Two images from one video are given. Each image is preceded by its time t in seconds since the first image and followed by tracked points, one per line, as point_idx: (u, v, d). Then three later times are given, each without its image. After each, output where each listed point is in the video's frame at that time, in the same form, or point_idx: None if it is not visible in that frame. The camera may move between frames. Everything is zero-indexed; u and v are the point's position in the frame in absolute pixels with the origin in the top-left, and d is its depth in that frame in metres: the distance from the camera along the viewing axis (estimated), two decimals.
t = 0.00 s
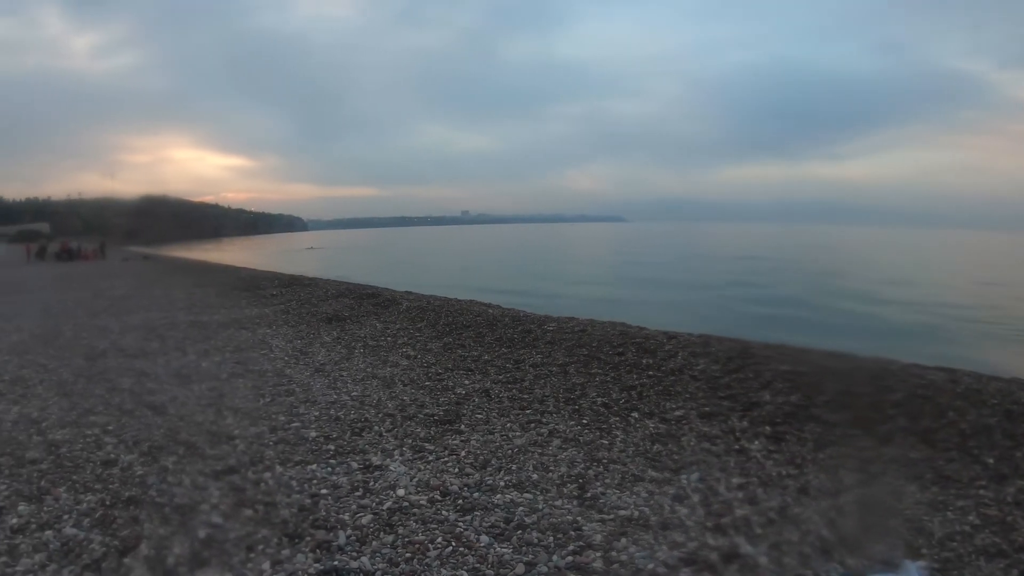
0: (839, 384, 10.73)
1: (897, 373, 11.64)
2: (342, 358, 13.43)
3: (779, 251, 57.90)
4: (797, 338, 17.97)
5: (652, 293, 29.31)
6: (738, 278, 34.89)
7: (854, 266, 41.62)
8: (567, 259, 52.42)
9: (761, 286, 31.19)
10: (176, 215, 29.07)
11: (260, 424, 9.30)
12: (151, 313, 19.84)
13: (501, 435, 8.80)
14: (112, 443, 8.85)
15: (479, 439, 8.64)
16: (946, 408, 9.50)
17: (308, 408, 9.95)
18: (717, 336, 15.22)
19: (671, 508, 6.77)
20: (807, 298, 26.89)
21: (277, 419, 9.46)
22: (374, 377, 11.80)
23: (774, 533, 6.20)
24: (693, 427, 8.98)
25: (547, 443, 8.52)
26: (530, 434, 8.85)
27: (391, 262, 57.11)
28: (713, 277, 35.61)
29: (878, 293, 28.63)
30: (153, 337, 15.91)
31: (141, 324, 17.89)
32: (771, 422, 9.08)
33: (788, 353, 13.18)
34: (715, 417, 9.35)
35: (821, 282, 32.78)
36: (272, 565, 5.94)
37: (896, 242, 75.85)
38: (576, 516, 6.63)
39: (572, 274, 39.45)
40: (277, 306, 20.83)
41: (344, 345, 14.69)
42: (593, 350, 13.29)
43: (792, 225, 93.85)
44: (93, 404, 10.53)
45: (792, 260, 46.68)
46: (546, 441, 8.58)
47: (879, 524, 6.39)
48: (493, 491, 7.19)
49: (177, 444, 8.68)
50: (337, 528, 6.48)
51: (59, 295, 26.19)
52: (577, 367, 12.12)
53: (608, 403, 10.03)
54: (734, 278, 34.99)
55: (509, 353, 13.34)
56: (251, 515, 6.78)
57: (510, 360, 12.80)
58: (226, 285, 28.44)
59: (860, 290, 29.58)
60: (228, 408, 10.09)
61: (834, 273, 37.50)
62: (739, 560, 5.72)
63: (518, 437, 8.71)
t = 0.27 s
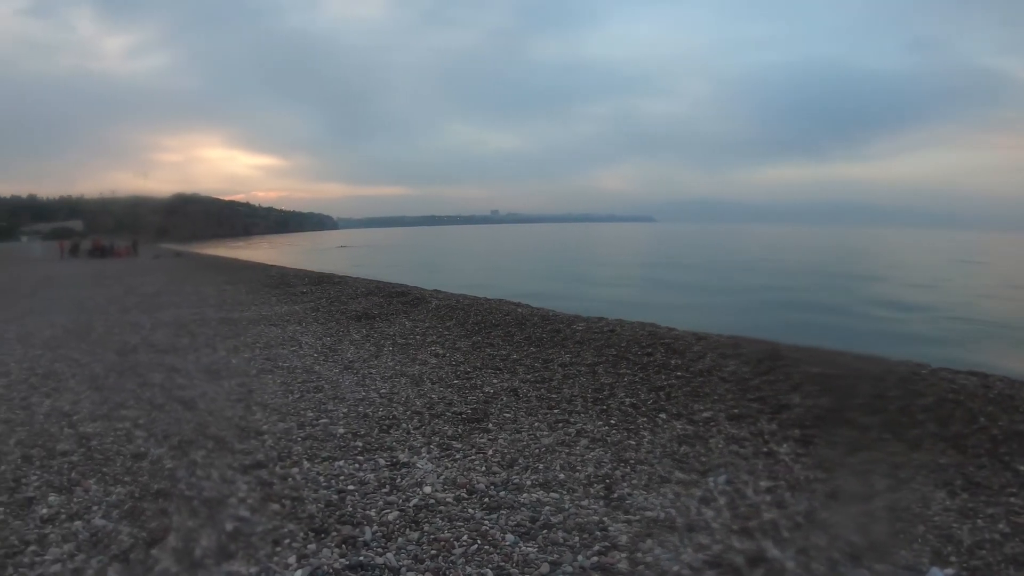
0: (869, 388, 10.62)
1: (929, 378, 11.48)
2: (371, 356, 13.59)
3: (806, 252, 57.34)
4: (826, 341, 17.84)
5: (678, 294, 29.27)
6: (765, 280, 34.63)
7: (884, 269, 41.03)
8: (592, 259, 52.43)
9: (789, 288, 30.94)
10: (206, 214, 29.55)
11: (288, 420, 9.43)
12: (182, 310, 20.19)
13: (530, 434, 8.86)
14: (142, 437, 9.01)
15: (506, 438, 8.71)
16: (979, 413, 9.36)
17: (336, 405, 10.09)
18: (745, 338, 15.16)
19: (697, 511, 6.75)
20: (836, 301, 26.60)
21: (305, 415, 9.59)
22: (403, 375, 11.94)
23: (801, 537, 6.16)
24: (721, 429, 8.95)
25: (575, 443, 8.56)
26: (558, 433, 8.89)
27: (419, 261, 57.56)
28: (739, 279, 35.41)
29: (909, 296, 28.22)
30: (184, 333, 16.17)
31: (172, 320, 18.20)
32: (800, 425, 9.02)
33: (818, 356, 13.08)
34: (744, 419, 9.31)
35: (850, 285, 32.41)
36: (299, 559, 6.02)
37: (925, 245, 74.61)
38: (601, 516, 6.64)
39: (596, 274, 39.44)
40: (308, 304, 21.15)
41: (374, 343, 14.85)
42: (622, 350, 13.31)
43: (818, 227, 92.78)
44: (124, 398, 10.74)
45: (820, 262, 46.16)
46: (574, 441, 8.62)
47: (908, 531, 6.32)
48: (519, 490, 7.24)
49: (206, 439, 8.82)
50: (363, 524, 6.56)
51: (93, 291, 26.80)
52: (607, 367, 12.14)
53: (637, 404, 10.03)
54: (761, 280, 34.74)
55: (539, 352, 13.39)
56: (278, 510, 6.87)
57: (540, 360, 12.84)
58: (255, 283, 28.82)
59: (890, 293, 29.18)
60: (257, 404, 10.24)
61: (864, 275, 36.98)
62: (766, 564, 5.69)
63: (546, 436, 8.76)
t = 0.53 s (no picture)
0: (900, 389, 10.50)
1: (964, 380, 11.29)
2: (401, 353, 13.70)
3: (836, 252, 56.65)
4: (858, 343, 17.63)
5: (706, 293, 29.16)
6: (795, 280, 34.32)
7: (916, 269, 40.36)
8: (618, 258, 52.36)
9: (819, 288, 30.61)
10: (237, 212, 30.01)
11: (319, 415, 9.56)
12: (214, 306, 20.52)
13: (560, 432, 8.89)
14: (175, 431, 9.19)
15: (536, 436, 8.74)
16: (1014, 417, 9.18)
17: (367, 401, 10.21)
18: (775, 338, 15.05)
19: (726, 512, 6.71)
20: (868, 303, 26.11)
21: (335, 411, 9.71)
22: (434, 372, 12.04)
23: (831, 541, 6.10)
24: (751, 430, 8.88)
25: (604, 442, 8.57)
26: (588, 432, 8.91)
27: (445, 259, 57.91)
28: (767, 278, 35.11)
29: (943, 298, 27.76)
30: (215, 330, 16.43)
31: (204, 316, 18.51)
32: (830, 427, 8.94)
33: (849, 357, 12.95)
34: (774, 420, 9.24)
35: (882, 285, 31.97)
36: (327, 553, 6.10)
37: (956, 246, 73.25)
38: (630, 516, 6.64)
39: (622, 273, 39.33)
40: (339, 301, 21.40)
41: (404, 340, 14.97)
42: (652, 349, 13.30)
43: (845, 227, 91.39)
44: (156, 393, 10.94)
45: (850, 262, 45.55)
46: (603, 440, 8.63)
47: (938, 537, 6.24)
48: (548, 488, 7.27)
49: (238, 433, 8.96)
50: (392, 520, 6.63)
51: (126, 286, 27.36)
52: (637, 365, 12.13)
53: (667, 403, 10.00)
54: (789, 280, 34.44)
55: (569, 351, 13.41)
56: (307, 505, 6.97)
57: (570, 358, 12.85)
58: (283, 280, 29.17)
59: (924, 294, 28.72)
60: (288, 399, 10.37)
61: (896, 276, 36.28)
62: (794, 567, 5.66)
63: (576, 434, 8.78)
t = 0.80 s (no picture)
0: (933, 393, 10.31)
1: (1000, 385, 11.04)
2: (430, 350, 13.79)
3: (866, 252, 55.72)
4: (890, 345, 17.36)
5: (734, 293, 28.94)
6: (824, 280, 33.88)
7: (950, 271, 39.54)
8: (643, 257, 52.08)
9: (849, 289, 30.17)
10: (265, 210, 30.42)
11: (348, 411, 9.66)
12: (245, 303, 20.82)
13: (588, 431, 8.88)
14: (206, 424, 9.34)
15: (564, 435, 8.75)
16: None
17: (395, 398, 10.30)
18: (805, 339, 14.89)
19: (753, 514, 6.66)
20: (903, 306, 25.52)
21: (364, 408, 9.80)
22: (462, 370, 12.10)
23: (860, 546, 6.03)
24: (782, 432, 8.79)
25: (632, 441, 8.55)
26: (616, 431, 8.89)
27: (470, 257, 58.11)
28: (795, 278, 34.70)
29: (977, 300, 27.17)
30: (246, 325, 16.68)
31: (235, 312, 18.80)
32: (861, 430, 8.82)
33: (881, 360, 12.75)
34: (804, 422, 9.14)
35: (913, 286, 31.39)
36: (355, 548, 6.16)
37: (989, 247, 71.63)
38: (657, 516, 6.62)
39: (647, 272, 39.14)
40: (368, 298, 21.61)
41: (433, 338, 15.05)
42: (681, 349, 13.23)
43: (874, 227, 89.81)
44: (189, 387, 11.14)
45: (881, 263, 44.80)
46: (631, 439, 8.61)
47: (970, 544, 6.12)
48: (575, 487, 7.27)
49: (268, 428, 9.09)
50: (419, 516, 6.68)
51: (158, 282, 27.88)
52: (665, 365, 12.08)
53: (695, 403, 9.94)
54: (818, 280, 34.01)
55: (597, 349, 13.40)
56: (336, 500, 7.04)
57: (598, 357, 12.83)
58: (312, 277, 29.49)
59: (958, 296, 28.14)
60: (318, 395, 10.50)
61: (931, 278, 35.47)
62: (821, 571, 5.60)
63: (604, 434, 8.77)
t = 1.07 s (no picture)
0: (968, 396, 10.09)
1: None
2: (461, 346, 13.86)
3: (899, 251, 54.61)
4: (925, 348, 17.01)
5: (763, 291, 28.65)
6: (856, 279, 33.33)
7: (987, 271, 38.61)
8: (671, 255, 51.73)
9: (882, 288, 29.65)
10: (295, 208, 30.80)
11: (379, 406, 9.75)
12: (276, 298, 21.10)
13: (618, 429, 8.86)
14: (238, 418, 9.49)
15: (593, 432, 8.73)
16: None
17: (426, 393, 10.37)
18: (838, 339, 14.68)
19: (783, 515, 6.59)
20: (934, 305, 25.00)
21: (395, 403, 9.89)
22: (493, 366, 12.14)
23: (891, 550, 5.93)
24: (814, 433, 8.68)
25: (662, 440, 8.51)
26: (646, 430, 8.85)
27: (497, 254, 58.28)
28: (826, 277, 34.21)
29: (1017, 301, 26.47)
30: (277, 320, 16.92)
31: (267, 307, 19.09)
32: (893, 432, 8.68)
33: (916, 361, 12.52)
34: (836, 423, 9.02)
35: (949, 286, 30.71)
36: (383, 542, 6.22)
37: None
38: (686, 516, 6.58)
39: (674, 270, 38.89)
40: (399, 293, 21.82)
41: (464, 334, 15.11)
42: (712, 347, 13.14)
43: (906, 227, 88.08)
44: (221, 380, 11.34)
45: (915, 262, 43.89)
46: (661, 438, 8.57)
47: (1003, 550, 5.99)
48: (604, 485, 7.25)
49: (300, 422, 9.21)
50: (448, 511, 6.72)
51: (190, 278, 28.43)
52: (696, 363, 12.01)
53: (726, 403, 9.86)
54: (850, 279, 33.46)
55: (627, 347, 13.36)
56: (366, 494, 7.11)
57: (628, 354, 12.79)
58: (343, 273, 29.88)
59: (996, 296, 27.45)
60: (349, 390, 10.61)
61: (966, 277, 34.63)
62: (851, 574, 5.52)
63: (634, 432, 8.74)
